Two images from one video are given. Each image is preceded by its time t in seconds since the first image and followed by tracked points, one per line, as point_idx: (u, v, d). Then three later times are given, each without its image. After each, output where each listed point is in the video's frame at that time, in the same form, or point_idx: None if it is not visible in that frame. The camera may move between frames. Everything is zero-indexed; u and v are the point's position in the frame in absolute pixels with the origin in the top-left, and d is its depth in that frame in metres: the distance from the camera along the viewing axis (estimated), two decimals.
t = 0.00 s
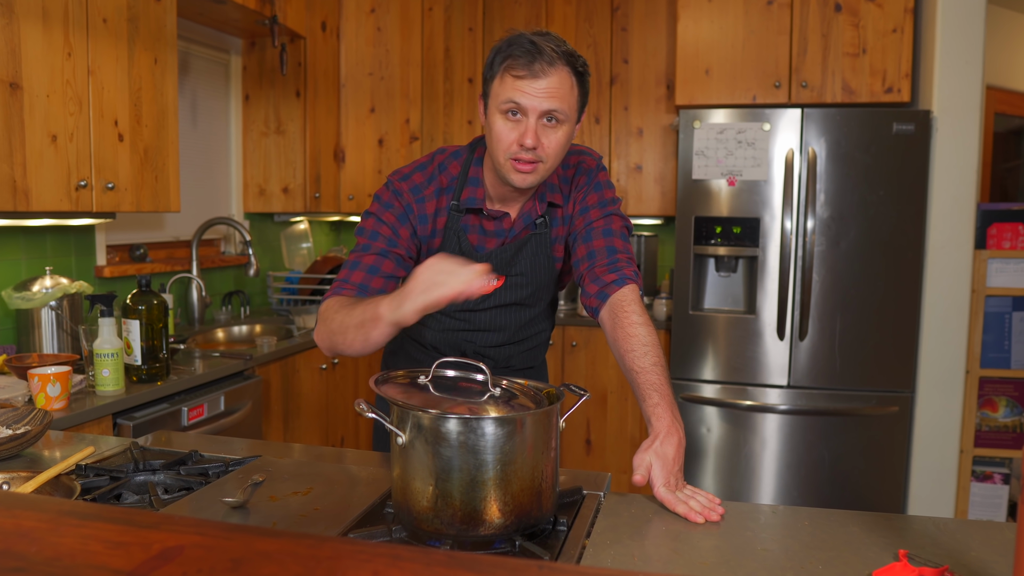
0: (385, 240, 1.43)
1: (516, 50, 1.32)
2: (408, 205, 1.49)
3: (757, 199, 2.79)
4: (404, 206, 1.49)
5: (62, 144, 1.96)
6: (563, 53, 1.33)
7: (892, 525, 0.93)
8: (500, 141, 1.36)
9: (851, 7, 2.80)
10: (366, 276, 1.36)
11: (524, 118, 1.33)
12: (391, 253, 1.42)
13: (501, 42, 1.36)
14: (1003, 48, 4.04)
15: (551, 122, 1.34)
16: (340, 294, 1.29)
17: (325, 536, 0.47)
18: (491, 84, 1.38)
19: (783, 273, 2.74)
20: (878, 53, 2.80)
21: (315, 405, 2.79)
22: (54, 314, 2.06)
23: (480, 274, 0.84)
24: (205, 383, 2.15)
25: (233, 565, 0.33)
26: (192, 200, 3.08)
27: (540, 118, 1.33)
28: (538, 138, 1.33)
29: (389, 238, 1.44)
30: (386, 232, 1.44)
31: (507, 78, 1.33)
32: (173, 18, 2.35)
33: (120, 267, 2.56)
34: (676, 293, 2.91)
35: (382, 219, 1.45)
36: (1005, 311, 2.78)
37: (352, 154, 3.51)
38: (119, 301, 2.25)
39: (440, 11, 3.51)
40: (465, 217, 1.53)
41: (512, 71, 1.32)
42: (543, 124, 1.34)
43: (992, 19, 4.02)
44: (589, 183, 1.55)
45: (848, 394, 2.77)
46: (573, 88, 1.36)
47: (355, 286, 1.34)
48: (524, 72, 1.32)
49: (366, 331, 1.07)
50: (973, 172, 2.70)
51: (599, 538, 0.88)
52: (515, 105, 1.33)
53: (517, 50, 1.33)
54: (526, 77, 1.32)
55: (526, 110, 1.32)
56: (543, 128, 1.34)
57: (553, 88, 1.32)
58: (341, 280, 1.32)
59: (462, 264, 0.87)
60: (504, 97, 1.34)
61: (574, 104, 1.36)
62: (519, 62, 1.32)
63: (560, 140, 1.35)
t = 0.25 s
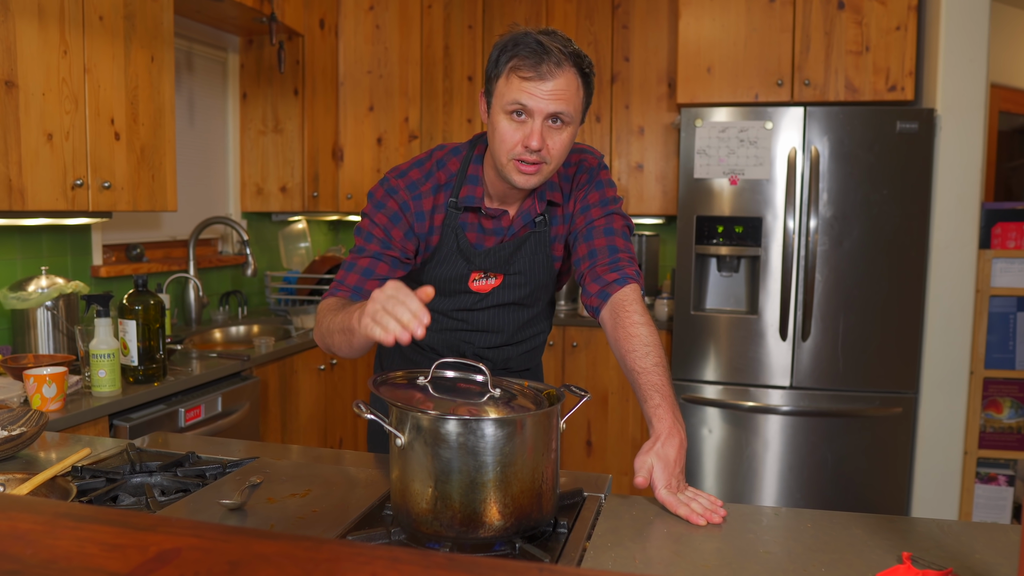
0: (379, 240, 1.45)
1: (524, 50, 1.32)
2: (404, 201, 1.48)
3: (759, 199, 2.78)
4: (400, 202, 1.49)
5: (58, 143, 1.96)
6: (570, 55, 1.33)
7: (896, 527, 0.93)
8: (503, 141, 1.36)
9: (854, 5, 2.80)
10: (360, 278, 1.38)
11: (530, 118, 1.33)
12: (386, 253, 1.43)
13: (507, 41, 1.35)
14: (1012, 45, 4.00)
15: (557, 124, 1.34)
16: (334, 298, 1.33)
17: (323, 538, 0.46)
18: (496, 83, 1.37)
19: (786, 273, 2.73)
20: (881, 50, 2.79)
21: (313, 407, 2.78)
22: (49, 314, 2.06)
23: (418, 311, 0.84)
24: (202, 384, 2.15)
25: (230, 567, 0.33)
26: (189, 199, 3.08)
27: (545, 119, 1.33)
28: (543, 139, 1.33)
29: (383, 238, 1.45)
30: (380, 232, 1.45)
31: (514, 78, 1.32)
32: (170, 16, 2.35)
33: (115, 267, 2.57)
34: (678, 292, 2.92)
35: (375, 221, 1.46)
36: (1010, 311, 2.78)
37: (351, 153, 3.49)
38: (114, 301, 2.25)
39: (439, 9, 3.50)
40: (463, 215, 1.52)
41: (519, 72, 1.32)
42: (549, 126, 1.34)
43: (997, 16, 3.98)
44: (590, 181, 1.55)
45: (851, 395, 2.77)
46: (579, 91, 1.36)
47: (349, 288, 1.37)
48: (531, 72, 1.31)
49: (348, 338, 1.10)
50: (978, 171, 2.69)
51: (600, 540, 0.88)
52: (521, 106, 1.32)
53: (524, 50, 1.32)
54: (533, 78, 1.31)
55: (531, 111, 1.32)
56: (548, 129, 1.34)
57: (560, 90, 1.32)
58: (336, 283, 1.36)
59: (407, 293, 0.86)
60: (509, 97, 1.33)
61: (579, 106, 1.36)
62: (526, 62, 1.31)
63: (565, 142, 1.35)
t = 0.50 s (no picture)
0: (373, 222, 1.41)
1: (545, 49, 1.32)
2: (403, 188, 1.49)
3: (761, 198, 2.78)
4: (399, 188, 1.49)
5: (54, 141, 1.95)
6: (589, 61, 1.34)
7: (899, 530, 0.93)
8: (510, 136, 1.36)
9: (857, 2, 2.79)
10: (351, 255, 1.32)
11: (541, 118, 1.33)
12: (385, 247, 1.42)
13: (528, 38, 1.35)
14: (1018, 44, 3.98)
15: (567, 127, 1.34)
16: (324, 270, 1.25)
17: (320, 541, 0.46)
18: (510, 77, 1.37)
19: (788, 273, 2.73)
20: (884, 48, 2.79)
21: (312, 408, 2.78)
22: (45, 315, 2.06)
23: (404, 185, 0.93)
24: (198, 385, 2.14)
25: (227, 570, 0.33)
26: (186, 199, 3.08)
27: (556, 121, 1.33)
28: (552, 140, 1.33)
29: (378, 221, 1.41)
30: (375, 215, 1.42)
31: (531, 75, 1.32)
32: (167, 13, 2.34)
33: (112, 267, 2.55)
34: (679, 292, 2.91)
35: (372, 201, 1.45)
36: (1014, 311, 2.77)
37: (349, 151, 3.46)
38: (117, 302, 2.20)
39: (438, 6, 3.51)
40: (462, 208, 1.51)
41: (537, 69, 1.32)
42: (558, 128, 1.34)
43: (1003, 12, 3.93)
44: (592, 182, 1.55)
45: (854, 396, 2.77)
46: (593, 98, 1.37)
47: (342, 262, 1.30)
48: (549, 72, 1.31)
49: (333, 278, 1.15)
50: (982, 169, 2.69)
51: (600, 543, 0.87)
52: (534, 104, 1.32)
53: (545, 48, 1.32)
54: (550, 78, 1.31)
55: (544, 110, 1.32)
56: (557, 131, 1.34)
57: (575, 94, 1.32)
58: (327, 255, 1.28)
59: (399, 194, 0.93)
60: (523, 93, 1.33)
61: (591, 113, 1.36)
62: (545, 62, 1.32)
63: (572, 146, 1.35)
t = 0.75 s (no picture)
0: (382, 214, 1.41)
1: (567, 48, 1.32)
2: (410, 185, 1.49)
3: (765, 198, 2.77)
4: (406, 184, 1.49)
5: (49, 140, 1.95)
6: (610, 63, 1.34)
7: (902, 532, 0.92)
8: (528, 134, 1.35)
9: None
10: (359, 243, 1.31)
11: (561, 116, 1.33)
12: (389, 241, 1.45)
13: (548, 36, 1.35)
14: None
15: (585, 127, 1.34)
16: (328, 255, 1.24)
17: (319, 543, 0.46)
18: (528, 75, 1.37)
19: (790, 272, 2.73)
20: (888, 46, 2.78)
21: (310, 409, 2.78)
22: (40, 315, 2.05)
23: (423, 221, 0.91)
24: (195, 386, 2.14)
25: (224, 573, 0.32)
26: (183, 200, 3.08)
27: (576, 120, 1.33)
28: (571, 139, 1.33)
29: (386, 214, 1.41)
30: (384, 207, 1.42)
31: (553, 73, 1.32)
32: (164, 11, 2.34)
33: (109, 267, 2.55)
34: (681, 293, 2.91)
35: (381, 194, 1.45)
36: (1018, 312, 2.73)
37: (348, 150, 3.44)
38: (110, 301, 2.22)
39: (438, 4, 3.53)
40: (468, 208, 1.51)
41: (559, 68, 1.32)
42: (578, 127, 1.34)
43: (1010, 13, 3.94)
44: (597, 184, 1.55)
45: (858, 397, 2.77)
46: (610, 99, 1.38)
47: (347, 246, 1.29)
48: (571, 71, 1.32)
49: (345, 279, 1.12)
50: (986, 168, 2.68)
51: (601, 546, 0.87)
52: (554, 102, 1.32)
53: (566, 48, 1.33)
54: (572, 77, 1.32)
55: (564, 109, 1.32)
56: (576, 131, 1.34)
57: (595, 94, 1.32)
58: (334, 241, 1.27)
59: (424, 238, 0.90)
60: (544, 91, 1.33)
61: (608, 114, 1.37)
62: (567, 61, 1.32)
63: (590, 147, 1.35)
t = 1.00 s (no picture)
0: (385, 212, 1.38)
1: (571, 45, 1.32)
2: (414, 184, 1.47)
3: (768, 197, 2.77)
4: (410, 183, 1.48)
5: (45, 139, 1.94)
6: (614, 58, 1.34)
7: (906, 534, 0.92)
8: (536, 133, 1.35)
9: None
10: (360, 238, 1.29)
11: (567, 114, 1.33)
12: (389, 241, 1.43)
13: (550, 35, 1.35)
14: None
15: (592, 123, 1.34)
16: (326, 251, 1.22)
17: (320, 545, 0.45)
18: (532, 74, 1.37)
19: (793, 272, 2.73)
20: (891, 43, 2.78)
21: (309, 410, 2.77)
22: (37, 315, 2.05)
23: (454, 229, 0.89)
24: (192, 387, 2.14)
25: None
26: (181, 201, 3.08)
27: (582, 116, 1.33)
28: (579, 136, 1.33)
29: (390, 211, 1.39)
30: (387, 204, 1.40)
31: (557, 70, 1.32)
32: (160, 8, 2.34)
33: (105, 267, 2.54)
34: (683, 291, 2.90)
35: (386, 190, 1.43)
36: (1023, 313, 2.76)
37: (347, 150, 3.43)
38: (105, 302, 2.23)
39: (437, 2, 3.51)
40: (472, 209, 1.50)
41: (563, 65, 1.32)
42: (585, 124, 1.34)
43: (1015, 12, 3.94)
44: (601, 184, 1.56)
45: (861, 398, 2.76)
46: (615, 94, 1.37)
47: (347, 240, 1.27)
48: (576, 68, 1.31)
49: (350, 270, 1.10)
50: (991, 167, 2.68)
51: (602, 548, 0.86)
52: (560, 99, 1.32)
53: (570, 44, 1.32)
54: (577, 73, 1.31)
55: (571, 106, 1.32)
56: (584, 127, 1.34)
57: (601, 90, 1.32)
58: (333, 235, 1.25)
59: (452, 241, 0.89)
60: (549, 89, 1.33)
61: (614, 109, 1.37)
62: (571, 57, 1.31)
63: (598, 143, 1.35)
